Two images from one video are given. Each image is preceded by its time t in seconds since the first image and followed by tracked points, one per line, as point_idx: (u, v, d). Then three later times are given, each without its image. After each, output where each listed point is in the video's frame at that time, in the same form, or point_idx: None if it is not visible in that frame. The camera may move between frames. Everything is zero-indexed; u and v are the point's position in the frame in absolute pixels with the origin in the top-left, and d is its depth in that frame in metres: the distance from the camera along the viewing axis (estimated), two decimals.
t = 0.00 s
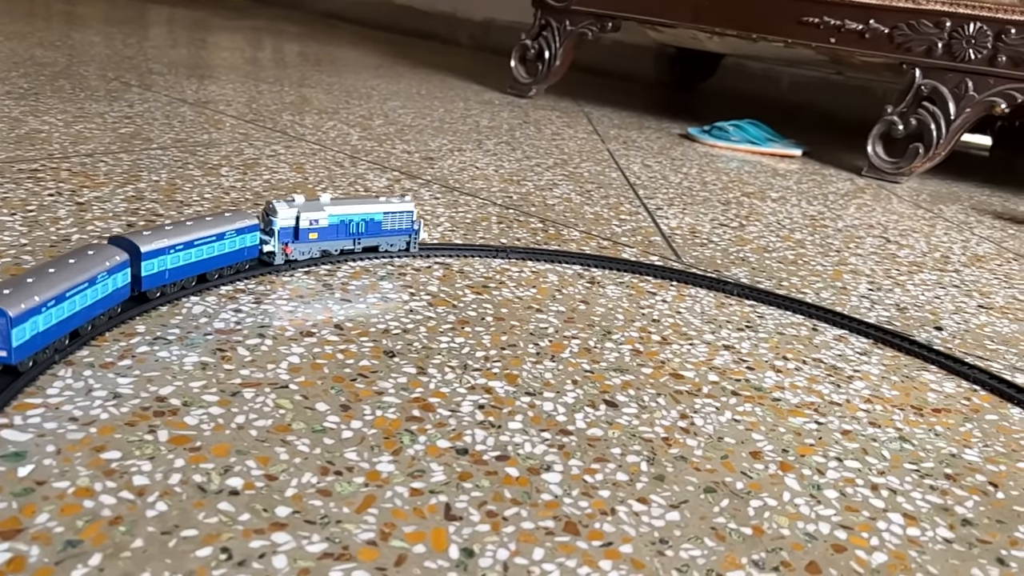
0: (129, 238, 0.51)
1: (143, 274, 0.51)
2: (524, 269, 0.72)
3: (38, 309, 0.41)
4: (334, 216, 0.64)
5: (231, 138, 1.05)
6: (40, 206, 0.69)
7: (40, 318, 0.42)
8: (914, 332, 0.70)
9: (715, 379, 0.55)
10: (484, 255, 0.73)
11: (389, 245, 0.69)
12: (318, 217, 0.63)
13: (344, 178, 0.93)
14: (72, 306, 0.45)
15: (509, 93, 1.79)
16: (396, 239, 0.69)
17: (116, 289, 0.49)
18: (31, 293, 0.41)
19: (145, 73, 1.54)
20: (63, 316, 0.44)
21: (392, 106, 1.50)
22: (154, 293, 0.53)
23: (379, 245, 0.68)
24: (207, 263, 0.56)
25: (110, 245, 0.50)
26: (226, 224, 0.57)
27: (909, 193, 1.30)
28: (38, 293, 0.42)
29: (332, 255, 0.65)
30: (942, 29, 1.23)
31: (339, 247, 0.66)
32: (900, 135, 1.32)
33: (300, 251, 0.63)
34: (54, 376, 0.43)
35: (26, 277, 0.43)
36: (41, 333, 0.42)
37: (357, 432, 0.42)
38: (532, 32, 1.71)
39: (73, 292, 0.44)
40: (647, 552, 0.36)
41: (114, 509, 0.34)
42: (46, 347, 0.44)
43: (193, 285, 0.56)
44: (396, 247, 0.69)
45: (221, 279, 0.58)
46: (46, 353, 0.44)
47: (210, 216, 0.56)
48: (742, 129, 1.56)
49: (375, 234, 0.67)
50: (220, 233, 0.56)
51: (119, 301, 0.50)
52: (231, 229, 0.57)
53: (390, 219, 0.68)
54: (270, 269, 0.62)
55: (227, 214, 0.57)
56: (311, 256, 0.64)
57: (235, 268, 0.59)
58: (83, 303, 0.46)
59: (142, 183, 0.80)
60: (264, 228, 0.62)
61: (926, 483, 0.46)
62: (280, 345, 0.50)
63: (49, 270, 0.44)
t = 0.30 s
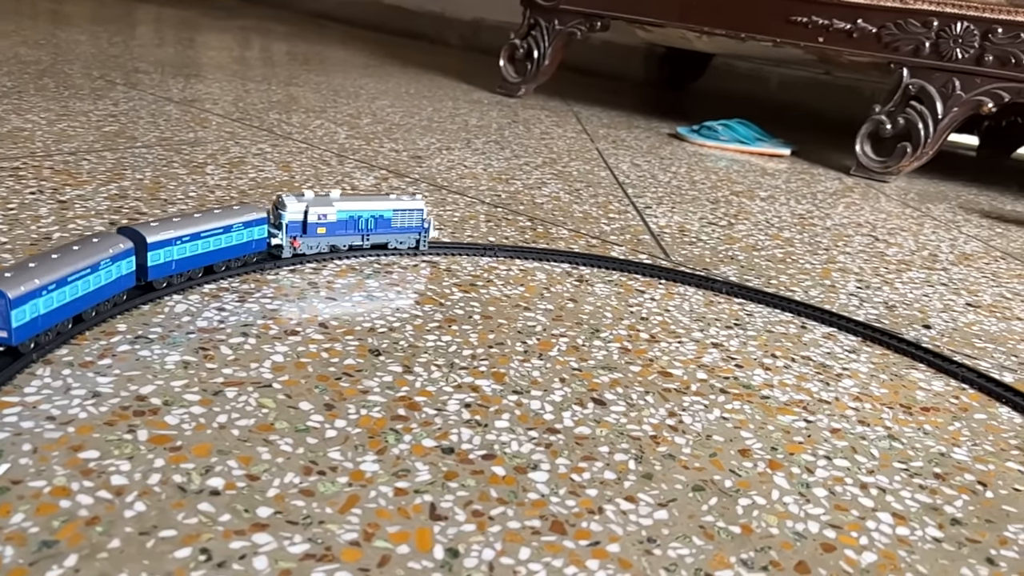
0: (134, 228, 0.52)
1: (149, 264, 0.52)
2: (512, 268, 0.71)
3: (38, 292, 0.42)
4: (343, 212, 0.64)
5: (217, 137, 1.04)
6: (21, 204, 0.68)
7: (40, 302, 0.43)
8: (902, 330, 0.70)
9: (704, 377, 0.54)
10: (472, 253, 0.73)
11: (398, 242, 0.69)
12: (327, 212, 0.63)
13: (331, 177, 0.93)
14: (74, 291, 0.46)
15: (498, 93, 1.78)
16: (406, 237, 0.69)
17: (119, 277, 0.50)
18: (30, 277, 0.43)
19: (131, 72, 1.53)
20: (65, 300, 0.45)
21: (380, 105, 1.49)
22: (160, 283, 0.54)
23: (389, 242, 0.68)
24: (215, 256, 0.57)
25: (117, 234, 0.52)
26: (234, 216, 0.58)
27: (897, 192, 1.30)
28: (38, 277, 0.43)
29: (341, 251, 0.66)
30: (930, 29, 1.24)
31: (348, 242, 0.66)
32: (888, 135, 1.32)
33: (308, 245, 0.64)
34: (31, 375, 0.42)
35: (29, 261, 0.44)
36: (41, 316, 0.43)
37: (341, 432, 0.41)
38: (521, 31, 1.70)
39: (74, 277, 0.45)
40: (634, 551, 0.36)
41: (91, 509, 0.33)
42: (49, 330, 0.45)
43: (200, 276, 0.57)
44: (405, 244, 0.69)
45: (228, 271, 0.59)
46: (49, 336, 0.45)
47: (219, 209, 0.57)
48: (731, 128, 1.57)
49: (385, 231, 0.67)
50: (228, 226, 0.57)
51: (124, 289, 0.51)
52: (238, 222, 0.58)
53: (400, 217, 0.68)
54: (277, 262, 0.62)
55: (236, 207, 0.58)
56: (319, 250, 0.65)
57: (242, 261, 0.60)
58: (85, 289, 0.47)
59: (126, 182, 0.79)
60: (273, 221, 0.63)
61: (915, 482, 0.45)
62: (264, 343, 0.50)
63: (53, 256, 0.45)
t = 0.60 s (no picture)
0: (142, 220, 0.53)
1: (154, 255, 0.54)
2: (499, 267, 0.71)
3: (38, 279, 0.44)
4: (351, 210, 0.65)
5: (202, 136, 1.03)
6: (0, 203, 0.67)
7: (40, 289, 0.44)
8: (890, 329, 0.70)
9: (691, 376, 0.54)
10: (460, 252, 0.72)
11: (407, 241, 0.69)
12: (335, 210, 0.64)
13: (316, 176, 0.92)
14: (76, 280, 0.47)
15: (486, 93, 1.78)
16: (415, 236, 0.69)
17: (123, 268, 0.51)
18: (32, 264, 0.44)
19: (116, 71, 1.52)
20: (66, 288, 0.46)
21: (368, 105, 1.49)
22: (165, 275, 0.56)
23: (398, 241, 0.69)
24: (220, 249, 0.58)
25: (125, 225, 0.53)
26: (242, 211, 0.59)
27: (885, 192, 1.30)
28: (39, 265, 0.44)
29: (349, 248, 0.67)
30: (917, 30, 1.24)
31: (356, 241, 0.67)
32: (875, 135, 1.33)
33: (316, 242, 0.65)
34: (6, 376, 0.42)
35: (33, 248, 0.45)
36: (41, 303, 0.45)
37: (323, 432, 0.41)
38: (509, 32, 1.70)
39: (76, 266, 0.47)
40: (620, 551, 0.35)
41: (65, 513, 0.33)
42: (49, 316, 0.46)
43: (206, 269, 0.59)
44: (414, 243, 0.70)
45: (235, 266, 0.60)
46: (49, 322, 0.47)
47: (228, 204, 0.58)
48: (719, 129, 1.57)
49: (394, 230, 0.68)
50: (235, 221, 0.58)
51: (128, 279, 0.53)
52: (246, 218, 0.59)
53: (409, 216, 0.68)
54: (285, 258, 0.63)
55: (245, 202, 0.60)
56: (327, 247, 0.65)
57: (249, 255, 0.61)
58: (88, 278, 0.48)
59: (109, 181, 0.78)
60: (282, 217, 0.64)
61: (903, 480, 0.45)
62: (246, 343, 0.49)
63: (57, 244, 0.46)
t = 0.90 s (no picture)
0: (146, 213, 0.54)
1: (159, 247, 0.55)
2: (485, 265, 0.70)
3: (41, 267, 0.45)
4: (359, 207, 0.65)
5: (185, 135, 1.02)
6: None
7: (43, 277, 0.45)
8: (877, 325, 0.70)
9: (678, 373, 0.54)
10: (445, 250, 0.71)
11: (415, 239, 0.70)
12: (343, 207, 0.65)
13: (301, 175, 0.91)
14: (79, 269, 0.48)
15: (474, 92, 1.77)
16: (424, 234, 0.70)
17: (126, 259, 0.52)
18: (34, 253, 0.45)
19: (99, 71, 1.50)
20: (69, 278, 0.47)
21: (355, 104, 1.48)
22: (171, 268, 0.57)
23: (406, 239, 0.69)
24: (226, 243, 0.59)
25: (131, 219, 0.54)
26: (247, 206, 0.60)
27: (872, 190, 1.31)
28: (41, 254, 0.45)
29: (358, 245, 0.67)
30: (902, 28, 1.24)
31: (365, 238, 0.68)
32: (862, 133, 1.33)
33: (324, 238, 0.65)
34: None
35: (36, 239, 0.46)
36: (44, 292, 0.46)
37: (304, 432, 0.40)
38: (496, 30, 1.70)
39: (79, 256, 0.48)
40: (606, 550, 0.35)
41: (38, 519, 0.32)
42: (52, 305, 0.48)
43: (213, 263, 0.59)
44: (422, 241, 0.70)
45: (242, 260, 0.61)
46: (53, 311, 0.48)
47: (234, 199, 0.59)
48: (707, 127, 1.57)
49: (402, 228, 0.68)
50: (242, 215, 0.59)
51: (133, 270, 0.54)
52: (252, 212, 0.60)
53: (418, 214, 0.68)
54: (293, 253, 0.64)
55: (252, 197, 0.60)
56: (336, 243, 0.66)
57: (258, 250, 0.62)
58: (91, 268, 0.49)
59: (89, 180, 0.77)
60: (292, 213, 0.65)
61: (890, 475, 0.45)
62: (227, 343, 0.48)
63: (60, 235, 0.48)
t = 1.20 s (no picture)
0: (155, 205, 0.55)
1: (166, 238, 0.56)
2: (470, 263, 0.69)
3: (42, 255, 0.46)
4: (366, 205, 0.66)
5: (167, 134, 1.01)
6: None
7: (44, 265, 0.46)
8: (863, 322, 0.70)
9: (664, 370, 0.53)
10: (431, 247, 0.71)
11: (423, 238, 0.70)
12: (350, 204, 0.65)
13: (285, 173, 0.90)
14: (82, 258, 0.49)
15: (460, 92, 1.76)
16: (431, 233, 0.70)
17: (131, 251, 0.53)
18: (36, 240, 0.46)
19: (81, 70, 1.49)
20: (70, 266, 0.48)
21: (340, 103, 1.47)
22: (177, 260, 0.58)
23: (414, 238, 0.69)
24: (233, 237, 0.59)
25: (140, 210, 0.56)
26: (256, 201, 0.60)
27: (858, 188, 1.31)
28: (43, 241, 0.46)
29: (365, 243, 0.68)
30: (887, 26, 1.24)
31: (372, 236, 0.68)
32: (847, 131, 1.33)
33: (331, 235, 0.66)
34: None
35: (41, 227, 0.47)
36: (45, 279, 0.47)
37: (284, 432, 0.39)
38: (483, 29, 1.69)
39: (82, 245, 0.49)
40: (590, 549, 0.35)
41: (9, 521, 0.31)
42: (54, 292, 0.49)
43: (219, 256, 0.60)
44: (430, 240, 0.70)
45: (248, 255, 0.62)
46: (55, 299, 0.49)
47: (244, 194, 0.60)
48: (693, 126, 1.57)
49: (410, 226, 0.69)
50: (250, 210, 0.60)
51: (139, 262, 0.55)
52: (260, 207, 0.60)
53: (426, 213, 0.69)
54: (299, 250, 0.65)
55: (261, 192, 0.61)
56: (343, 240, 0.67)
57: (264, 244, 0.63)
58: (94, 258, 0.50)
59: (68, 179, 0.76)
60: (300, 210, 0.66)
61: (877, 471, 0.45)
62: (206, 342, 0.48)
63: (65, 225, 0.49)
